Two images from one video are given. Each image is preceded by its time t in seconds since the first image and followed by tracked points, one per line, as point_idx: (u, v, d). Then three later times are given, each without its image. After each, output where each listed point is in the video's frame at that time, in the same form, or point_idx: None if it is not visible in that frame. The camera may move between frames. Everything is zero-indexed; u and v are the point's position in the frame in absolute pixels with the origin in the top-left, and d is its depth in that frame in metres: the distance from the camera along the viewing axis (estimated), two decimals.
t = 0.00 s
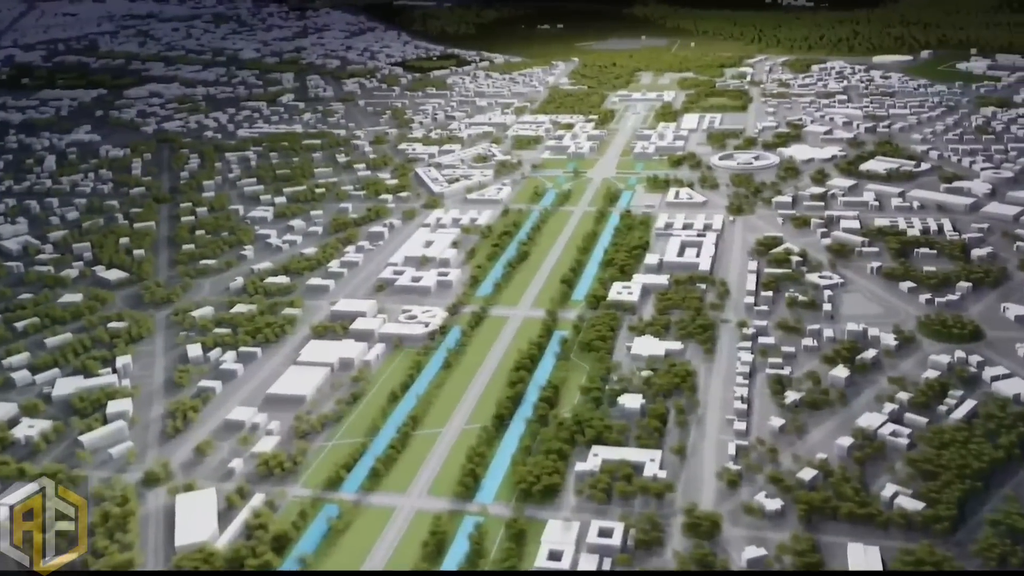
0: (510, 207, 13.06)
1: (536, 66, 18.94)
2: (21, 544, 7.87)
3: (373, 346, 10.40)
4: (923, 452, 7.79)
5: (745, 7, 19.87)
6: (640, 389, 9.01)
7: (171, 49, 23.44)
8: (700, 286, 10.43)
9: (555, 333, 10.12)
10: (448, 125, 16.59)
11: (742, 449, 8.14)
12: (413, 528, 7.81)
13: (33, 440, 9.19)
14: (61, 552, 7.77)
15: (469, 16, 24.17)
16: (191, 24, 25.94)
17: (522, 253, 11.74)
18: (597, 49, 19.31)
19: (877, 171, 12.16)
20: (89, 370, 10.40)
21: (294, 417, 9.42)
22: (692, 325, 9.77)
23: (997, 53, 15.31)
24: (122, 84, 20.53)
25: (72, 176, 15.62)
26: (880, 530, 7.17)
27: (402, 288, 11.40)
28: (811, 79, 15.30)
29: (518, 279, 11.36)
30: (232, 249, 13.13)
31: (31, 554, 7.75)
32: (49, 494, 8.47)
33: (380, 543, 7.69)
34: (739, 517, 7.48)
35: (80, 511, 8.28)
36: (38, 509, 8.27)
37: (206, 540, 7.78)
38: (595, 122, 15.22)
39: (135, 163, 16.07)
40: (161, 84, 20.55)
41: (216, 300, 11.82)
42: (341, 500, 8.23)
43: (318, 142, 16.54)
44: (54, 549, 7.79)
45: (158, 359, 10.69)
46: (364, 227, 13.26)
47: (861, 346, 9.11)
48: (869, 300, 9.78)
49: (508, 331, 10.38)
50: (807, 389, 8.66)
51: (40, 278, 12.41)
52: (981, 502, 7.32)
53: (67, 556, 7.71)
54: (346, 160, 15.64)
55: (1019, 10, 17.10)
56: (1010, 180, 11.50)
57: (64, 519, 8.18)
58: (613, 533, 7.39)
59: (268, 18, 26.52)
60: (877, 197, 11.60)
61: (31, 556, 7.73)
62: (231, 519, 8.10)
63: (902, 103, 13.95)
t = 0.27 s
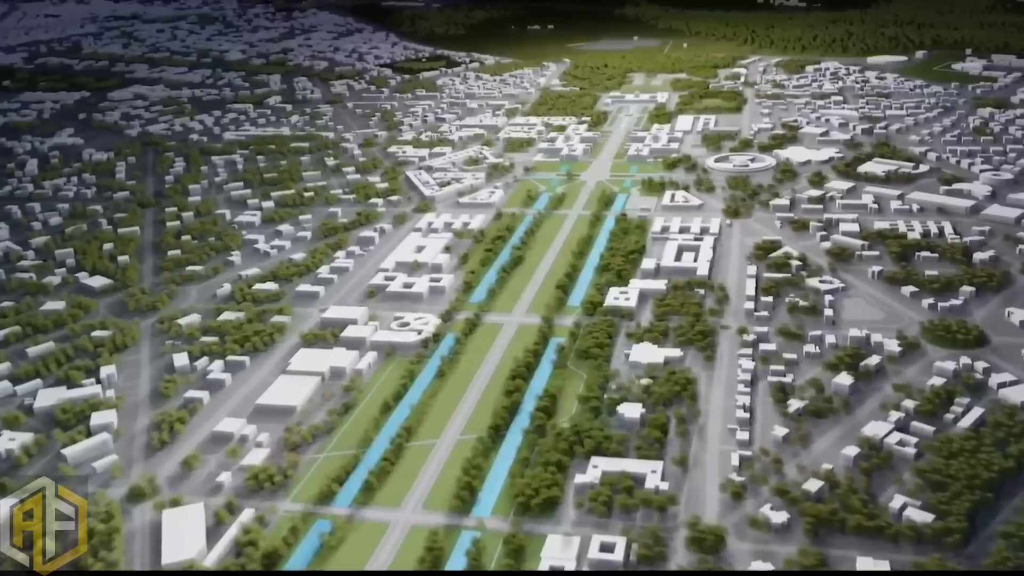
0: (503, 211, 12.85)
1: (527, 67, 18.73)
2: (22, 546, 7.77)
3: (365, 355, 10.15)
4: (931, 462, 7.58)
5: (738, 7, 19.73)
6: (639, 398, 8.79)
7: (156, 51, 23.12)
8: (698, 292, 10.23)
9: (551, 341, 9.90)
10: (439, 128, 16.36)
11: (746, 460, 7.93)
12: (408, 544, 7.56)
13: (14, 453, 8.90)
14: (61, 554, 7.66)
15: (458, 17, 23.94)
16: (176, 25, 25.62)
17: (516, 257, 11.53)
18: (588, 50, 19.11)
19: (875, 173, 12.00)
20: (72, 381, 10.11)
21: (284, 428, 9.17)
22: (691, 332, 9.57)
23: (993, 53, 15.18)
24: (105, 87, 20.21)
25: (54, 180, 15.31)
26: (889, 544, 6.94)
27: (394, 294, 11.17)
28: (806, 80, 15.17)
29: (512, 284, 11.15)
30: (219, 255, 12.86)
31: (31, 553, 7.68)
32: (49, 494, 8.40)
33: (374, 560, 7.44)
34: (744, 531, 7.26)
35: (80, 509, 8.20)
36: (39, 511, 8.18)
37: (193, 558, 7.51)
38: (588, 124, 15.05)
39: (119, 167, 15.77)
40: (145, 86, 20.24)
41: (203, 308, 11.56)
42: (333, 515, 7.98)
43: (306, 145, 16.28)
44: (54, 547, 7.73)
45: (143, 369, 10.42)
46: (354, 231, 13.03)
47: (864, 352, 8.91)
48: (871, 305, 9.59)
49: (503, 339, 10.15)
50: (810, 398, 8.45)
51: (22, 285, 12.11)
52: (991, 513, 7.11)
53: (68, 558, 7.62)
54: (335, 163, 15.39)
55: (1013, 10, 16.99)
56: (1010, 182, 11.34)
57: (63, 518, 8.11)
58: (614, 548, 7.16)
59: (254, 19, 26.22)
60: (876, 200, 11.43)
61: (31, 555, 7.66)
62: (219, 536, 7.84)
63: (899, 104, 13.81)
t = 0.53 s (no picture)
0: (497, 215, 12.68)
1: (519, 69, 18.55)
2: (23, 545, 7.72)
3: (357, 362, 9.95)
4: (938, 470, 7.42)
5: (731, 8, 19.62)
6: (639, 406, 8.61)
7: (142, 52, 22.83)
8: (697, 296, 10.06)
9: (548, 347, 9.71)
10: (430, 130, 16.18)
11: (749, 470, 7.75)
12: (404, 558, 7.34)
13: None
14: (60, 555, 7.61)
15: (449, 18, 23.75)
16: (163, 26, 25.33)
17: (511, 262, 11.36)
18: (581, 51, 18.95)
19: (873, 175, 11.87)
20: (57, 391, 9.85)
21: (275, 438, 8.95)
22: (690, 337, 9.39)
23: (989, 53, 15.09)
24: (91, 89, 19.92)
25: (39, 184, 15.03)
26: (898, 555, 6.76)
27: (386, 300, 10.99)
28: (801, 81, 15.07)
29: (507, 289, 10.96)
30: (208, 260, 12.63)
31: (31, 554, 7.61)
32: (50, 494, 8.33)
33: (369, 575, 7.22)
34: (749, 542, 7.07)
35: (81, 510, 8.13)
36: (40, 510, 8.13)
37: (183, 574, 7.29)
38: (582, 126, 14.92)
39: (105, 171, 15.51)
40: (131, 88, 19.96)
41: (191, 314, 11.34)
42: (327, 528, 7.76)
43: (296, 148, 16.07)
44: (55, 549, 7.66)
45: (130, 377, 10.17)
46: (346, 236, 12.84)
47: (867, 358, 8.75)
48: (873, 310, 9.43)
49: (499, 345, 9.96)
50: (814, 405, 8.28)
51: (5, 292, 11.84)
52: (1002, 523, 6.94)
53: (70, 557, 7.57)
54: (325, 166, 15.18)
55: (1007, 10, 16.92)
56: (1010, 184, 11.21)
57: (64, 518, 8.03)
58: (616, 562, 6.96)
59: (241, 20, 25.96)
60: (875, 202, 11.30)
61: (31, 557, 7.60)
62: (209, 550, 7.61)
63: (895, 105, 13.70)
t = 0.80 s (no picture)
0: (489, 218, 12.51)
1: (510, 70, 18.36)
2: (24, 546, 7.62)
3: (349, 371, 9.71)
4: (947, 481, 7.22)
5: (723, 8, 19.51)
6: (638, 416, 8.40)
7: (126, 53, 22.50)
8: (695, 302, 9.87)
9: (544, 354, 9.50)
10: (420, 132, 15.96)
11: (753, 481, 7.54)
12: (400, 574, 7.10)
13: None
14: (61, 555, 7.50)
15: (438, 19, 23.53)
16: (147, 27, 24.99)
17: (505, 267, 11.16)
18: (572, 51, 18.78)
19: (872, 177, 11.72)
20: (40, 402, 9.56)
21: (265, 450, 8.69)
22: (690, 344, 9.20)
23: (984, 54, 14.97)
24: (74, 91, 19.59)
25: (20, 188, 14.71)
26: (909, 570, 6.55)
27: (378, 307, 10.77)
28: (796, 83, 14.96)
29: (502, 295, 10.76)
30: (194, 266, 12.36)
31: (31, 554, 7.53)
32: (50, 493, 8.24)
33: None
34: (755, 557, 6.85)
35: (81, 510, 8.05)
36: (40, 509, 8.02)
37: None
38: (575, 128, 14.80)
39: (89, 174, 15.20)
40: (115, 90, 19.64)
41: (177, 322, 11.07)
42: (319, 544, 7.51)
43: (284, 151, 15.81)
44: (54, 549, 7.57)
45: (115, 388, 9.89)
46: (335, 241, 12.62)
47: (871, 365, 8.56)
48: (875, 315, 9.25)
49: (493, 352, 9.74)
50: (818, 414, 8.08)
51: None
52: (1014, 536, 6.75)
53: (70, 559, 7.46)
54: (314, 170, 14.94)
55: (1000, 10, 16.84)
56: (1010, 186, 11.07)
57: (64, 518, 7.94)
58: None
59: (227, 21, 25.65)
60: (874, 205, 11.14)
61: (31, 556, 7.51)
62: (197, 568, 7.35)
63: (892, 106, 13.58)
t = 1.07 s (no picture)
0: (481, 223, 12.33)
1: (500, 71, 18.17)
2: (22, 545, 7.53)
3: (340, 381, 9.48)
4: (957, 493, 7.03)
5: (714, 9, 19.41)
6: (638, 426, 8.19)
7: (109, 55, 22.16)
8: (694, 307, 9.68)
9: (540, 362, 9.28)
10: (410, 135, 15.76)
11: (758, 493, 7.33)
12: None
13: None
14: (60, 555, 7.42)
15: (426, 19, 23.31)
16: (130, 28, 24.65)
17: (498, 273, 10.96)
18: (563, 53, 18.62)
19: (870, 180, 11.57)
20: (21, 414, 9.27)
21: (254, 463, 8.44)
22: (689, 352, 9.00)
23: (979, 54, 14.86)
24: (56, 93, 19.25)
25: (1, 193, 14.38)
26: None
27: (369, 314, 10.55)
28: (790, 84, 14.85)
29: (495, 301, 10.55)
30: (180, 272, 12.09)
31: (30, 552, 7.44)
32: (50, 494, 8.16)
33: None
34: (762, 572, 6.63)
35: (81, 510, 7.97)
36: (38, 510, 7.93)
37: None
38: (568, 130, 14.66)
39: (71, 178, 14.89)
40: (98, 92, 19.31)
41: (162, 330, 10.80)
42: (311, 561, 7.26)
43: (271, 154, 15.55)
44: (54, 548, 7.50)
45: (99, 399, 9.61)
46: (324, 246, 12.39)
47: (875, 372, 8.37)
48: (878, 320, 9.07)
49: (488, 360, 9.52)
50: (822, 423, 7.89)
51: None
52: None
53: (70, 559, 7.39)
54: (302, 173, 14.69)
55: (993, 11, 16.76)
56: (1010, 189, 10.92)
57: (64, 518, 7.87)
58: None
59: (212, 22, 25.33)
60: (873, 208, 10.98)
61: (30, 555, 7.42)
62: None
63: (888, 108, 13.46)
